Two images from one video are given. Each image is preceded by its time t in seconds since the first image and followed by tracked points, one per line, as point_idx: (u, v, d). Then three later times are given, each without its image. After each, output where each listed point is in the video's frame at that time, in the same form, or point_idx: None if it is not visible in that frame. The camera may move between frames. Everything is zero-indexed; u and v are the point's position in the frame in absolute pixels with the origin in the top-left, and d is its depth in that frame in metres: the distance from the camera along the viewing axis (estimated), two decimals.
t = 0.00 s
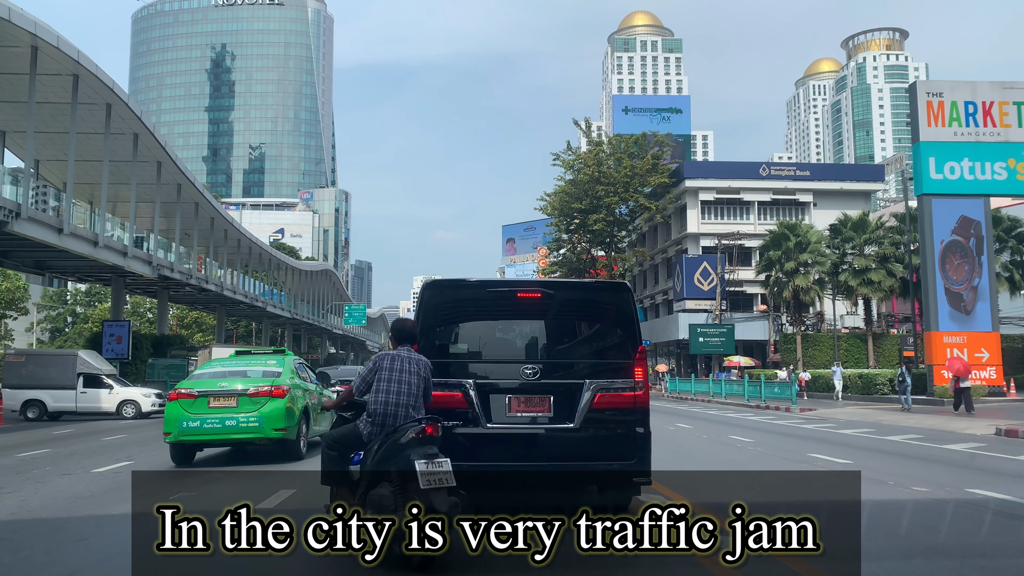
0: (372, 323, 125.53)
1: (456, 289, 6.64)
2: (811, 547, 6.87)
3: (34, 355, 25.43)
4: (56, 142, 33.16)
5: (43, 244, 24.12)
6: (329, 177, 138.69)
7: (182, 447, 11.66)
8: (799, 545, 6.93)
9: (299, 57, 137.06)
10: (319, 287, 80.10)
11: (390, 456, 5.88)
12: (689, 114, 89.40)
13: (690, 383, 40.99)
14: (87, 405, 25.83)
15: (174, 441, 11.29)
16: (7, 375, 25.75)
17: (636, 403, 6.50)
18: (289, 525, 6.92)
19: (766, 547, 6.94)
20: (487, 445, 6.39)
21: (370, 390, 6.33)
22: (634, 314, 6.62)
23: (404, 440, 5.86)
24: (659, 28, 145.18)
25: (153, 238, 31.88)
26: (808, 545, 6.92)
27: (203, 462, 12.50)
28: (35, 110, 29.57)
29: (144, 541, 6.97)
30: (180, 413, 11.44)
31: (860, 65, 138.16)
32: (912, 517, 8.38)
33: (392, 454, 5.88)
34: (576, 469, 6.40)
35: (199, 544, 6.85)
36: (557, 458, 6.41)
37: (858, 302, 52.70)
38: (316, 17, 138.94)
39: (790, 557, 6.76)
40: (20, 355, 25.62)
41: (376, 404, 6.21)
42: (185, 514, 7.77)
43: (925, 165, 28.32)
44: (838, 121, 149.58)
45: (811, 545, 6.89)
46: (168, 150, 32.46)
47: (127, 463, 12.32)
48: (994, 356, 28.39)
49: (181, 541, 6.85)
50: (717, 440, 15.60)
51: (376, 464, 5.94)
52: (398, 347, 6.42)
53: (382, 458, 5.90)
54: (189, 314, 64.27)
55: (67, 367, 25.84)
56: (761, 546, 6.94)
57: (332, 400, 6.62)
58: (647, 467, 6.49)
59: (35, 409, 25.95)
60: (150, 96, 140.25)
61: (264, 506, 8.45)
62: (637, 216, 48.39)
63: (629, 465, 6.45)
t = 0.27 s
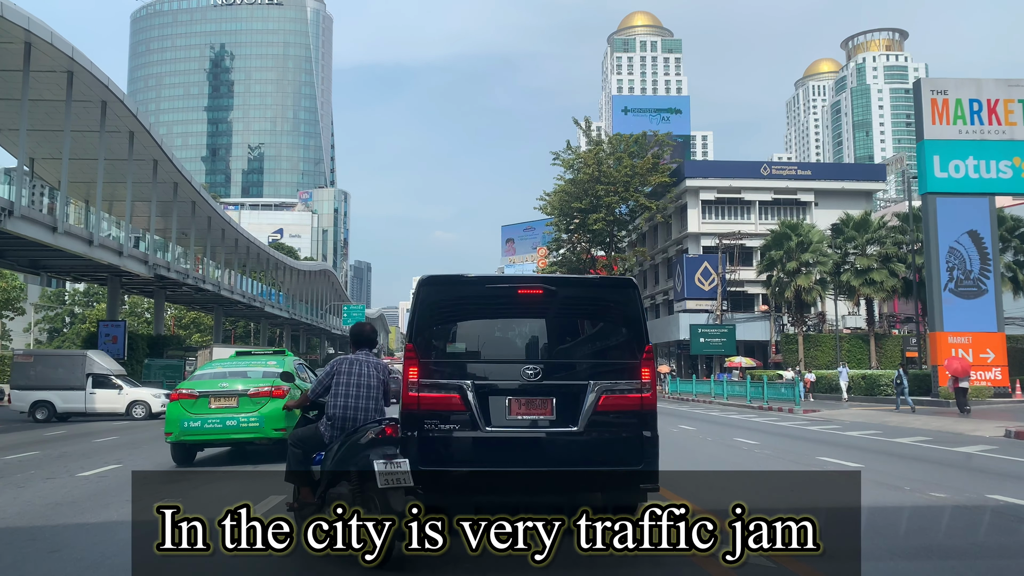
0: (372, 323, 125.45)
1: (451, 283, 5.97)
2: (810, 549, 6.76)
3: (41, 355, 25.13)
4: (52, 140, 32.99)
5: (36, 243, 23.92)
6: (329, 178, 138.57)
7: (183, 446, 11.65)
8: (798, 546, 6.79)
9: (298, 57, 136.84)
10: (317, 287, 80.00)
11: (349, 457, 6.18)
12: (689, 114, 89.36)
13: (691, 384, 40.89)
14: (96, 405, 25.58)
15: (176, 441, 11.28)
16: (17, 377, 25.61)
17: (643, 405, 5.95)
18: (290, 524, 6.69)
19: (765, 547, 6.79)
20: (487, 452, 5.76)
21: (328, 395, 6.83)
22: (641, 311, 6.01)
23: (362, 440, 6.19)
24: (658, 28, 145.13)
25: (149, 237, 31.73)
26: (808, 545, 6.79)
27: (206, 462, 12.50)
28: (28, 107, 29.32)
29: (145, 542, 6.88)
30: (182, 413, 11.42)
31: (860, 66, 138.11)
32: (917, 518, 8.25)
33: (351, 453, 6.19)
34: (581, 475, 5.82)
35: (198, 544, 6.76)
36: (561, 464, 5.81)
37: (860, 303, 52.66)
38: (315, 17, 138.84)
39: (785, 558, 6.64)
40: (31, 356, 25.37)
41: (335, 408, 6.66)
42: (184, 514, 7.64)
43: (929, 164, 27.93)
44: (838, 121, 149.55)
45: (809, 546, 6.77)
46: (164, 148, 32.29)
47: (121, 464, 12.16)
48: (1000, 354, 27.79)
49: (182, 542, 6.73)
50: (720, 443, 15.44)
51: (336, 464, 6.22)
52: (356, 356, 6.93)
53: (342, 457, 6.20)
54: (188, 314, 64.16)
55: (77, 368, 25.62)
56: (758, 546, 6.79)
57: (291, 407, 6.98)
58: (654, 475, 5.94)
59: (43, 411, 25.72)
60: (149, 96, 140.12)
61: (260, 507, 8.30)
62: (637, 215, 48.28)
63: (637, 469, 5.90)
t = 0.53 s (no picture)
0: (372, 324, 125.38)
1: (445, 277, 5.42)
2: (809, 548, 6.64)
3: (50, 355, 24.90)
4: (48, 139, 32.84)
5: (30, 242, 23.78)
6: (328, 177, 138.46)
7: (185, 446, 11.58)
8: (797, 546, 6.68)
9: (298, 57, 136.72)
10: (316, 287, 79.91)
11: (308, 454, 6.30)
12: (689, 114, 89.31)
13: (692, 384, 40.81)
14: (107, 406, 25.27)
15: (177, 441, 11.23)
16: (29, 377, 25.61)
17: (654, 407, 5.40)
18: (289, 524, 6.44)
19: (763, 547, 6.66)
20: (488, 459, 5.21)
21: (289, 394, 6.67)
22: (651, 305, 5.44)
23: (321, 439, 6.30)
24: (658, 28, 145.12)
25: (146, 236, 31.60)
26: (808, 545, 6.67)
27: (204, 462, 12.41)
28: (23, 105, 29.16)
29: (142, 543, 6.76)
30: (182, 414, 11.35)
31: (860, 66, 138.00)
32: (921, 519, 8.10)
33: (311, 452, 6.30)
34: (589, 483, 5.27)
35: (198, 544, 6.66)
36: (568, 471, 5.25)
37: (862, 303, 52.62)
38: (315, 16, 138.77)
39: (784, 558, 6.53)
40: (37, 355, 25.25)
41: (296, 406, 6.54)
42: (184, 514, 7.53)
43: (934, 162, 27.78)
44: (838, 122, 149.53)
45: (809, 546, 6.65)
46: (161, 146, 32.18)
47: (114, 465, 12.02)
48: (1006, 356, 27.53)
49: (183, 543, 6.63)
50: (721, 443, 15.29)
51: (296, 463, 6.31)
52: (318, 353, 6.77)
53: (301, 456, 6.29)
54: (187, 314, 64.11)
55: (82, 368, 25.26)
56: (758, 546, 6.65)
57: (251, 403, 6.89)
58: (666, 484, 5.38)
59: (54, 411, 25.67)
60: (148, 96, 140.04)
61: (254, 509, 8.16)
62: (638, 215, 48.20)
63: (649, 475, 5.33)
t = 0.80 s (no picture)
0: (372, 324, 125.23)
1: (444, 275, 5.21)
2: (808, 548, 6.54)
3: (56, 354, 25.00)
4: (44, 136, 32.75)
5: (26, 240, 23.66)
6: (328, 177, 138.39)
7: (188, 446, 11.80)
8: (796, 546, 6.58)
9: (297, 57, 136.65)
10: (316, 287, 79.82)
11: (269, 451, 6.43)
12: (689, 114, 89.24)
13: (693, 385, 40.74)
14: (119, 406, 24.73)
15: (179, 440, 11.45)
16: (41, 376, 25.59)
17: (663, 410, 5.17)
18: (290, 524, 6.50)
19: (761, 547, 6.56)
20: (485, 465, 5.00)
21: (256, 395, 6.73)
22: (662, 304, 5.22)
23: (283, 436, 6.43)
24: (658, 29, 145.17)
25: (143, 235, 31.48)
26: (808, 545, 6.57)
27: (208, 460, 12.60)
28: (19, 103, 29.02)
29: (141, 543, 6.65)
30: (186, 413, 11.57)
31: (860, 66, 137.99)
32: (924, 520, 7.99)
33: (271, 450, 6.43)
34: (592, 489, 5.06)
35: (198, 544, 6.56)
36: (570, 478, 5.04)
37: (864, 303, 52.55)
38: (315, 16, 138.76)
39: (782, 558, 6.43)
40: (50, 355, 25.57)
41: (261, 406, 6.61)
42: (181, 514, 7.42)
43: (938, 160, 27.72)
44: (839, 122, 149.42)
45: (808, 546, 6.56)
46: (158, 144, 32.06)
47: (106, 467, 11.91)
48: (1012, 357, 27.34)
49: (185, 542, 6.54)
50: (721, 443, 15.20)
51: (258, 459, 6.43)
52: (285, 355, 6.84)
53: (263, 453, 6.41)
54: (184, 315, 64.06)
55: (97, 368, 25.50)
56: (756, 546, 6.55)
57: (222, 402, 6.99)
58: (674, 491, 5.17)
59: (65, 412, 25.30)
60: (148, 96, 139.97)
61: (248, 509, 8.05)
62: (638, 215, 48.09)
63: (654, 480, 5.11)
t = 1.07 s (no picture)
0: (373, 324, 125.17)
1: (443, 269, 4.94)
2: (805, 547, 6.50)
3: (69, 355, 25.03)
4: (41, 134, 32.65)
5: (22, 239, 23.57)
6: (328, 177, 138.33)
7: (191, 445, 12.05)
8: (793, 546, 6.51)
9: (297, 56, 136.61)
10: (315, 286, 79.75)
11: (241, 446, 6.77)
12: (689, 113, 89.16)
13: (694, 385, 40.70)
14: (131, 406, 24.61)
15: (181, 439, 11.71)
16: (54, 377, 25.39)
17: (674, 411, 4.93)
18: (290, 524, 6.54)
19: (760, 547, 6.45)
20: (485, 470, 4.75)
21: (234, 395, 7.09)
22: (672, 298, 4.96)
23: (254, 432, 6.76)
24: (659, 28, 145.14)
25: (141, 233, 31.38)
26: (806, 545, 6.51)
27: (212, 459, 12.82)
28: (16, 100, 28.91)
29: (139, 543, 6.57)
30: (188, 412, 11.83)
31: (861, 66, 137.90)
32: (928, 520, 7.84)
33: (243, 445, 6.77)
34: (597, 495, 4.83)
35: (198, 544, 6.49)
36: (574, 484, 4.79)
37: (865, 302, 52.50)
38: (315, 16, 138.68)
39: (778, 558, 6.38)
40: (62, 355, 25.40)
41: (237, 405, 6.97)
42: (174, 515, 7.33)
43: (943, 158, 27.60)
44: (840, 122, 149.32)
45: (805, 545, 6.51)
46: (156, 142, 31.97)
47: (99, 468, 11.79)
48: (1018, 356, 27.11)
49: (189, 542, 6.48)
50: (721, 443, 15.09)
51: (231, 455, 6.80)
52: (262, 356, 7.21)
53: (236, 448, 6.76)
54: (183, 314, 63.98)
55: (111, 369, 25.37)
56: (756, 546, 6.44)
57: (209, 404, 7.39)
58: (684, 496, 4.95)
59: (78, 411, 25.08)
60: (148, 96, 140.00)
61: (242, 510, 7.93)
62: (639, 214, 48.05)
63: (660, 487, 4.88)
